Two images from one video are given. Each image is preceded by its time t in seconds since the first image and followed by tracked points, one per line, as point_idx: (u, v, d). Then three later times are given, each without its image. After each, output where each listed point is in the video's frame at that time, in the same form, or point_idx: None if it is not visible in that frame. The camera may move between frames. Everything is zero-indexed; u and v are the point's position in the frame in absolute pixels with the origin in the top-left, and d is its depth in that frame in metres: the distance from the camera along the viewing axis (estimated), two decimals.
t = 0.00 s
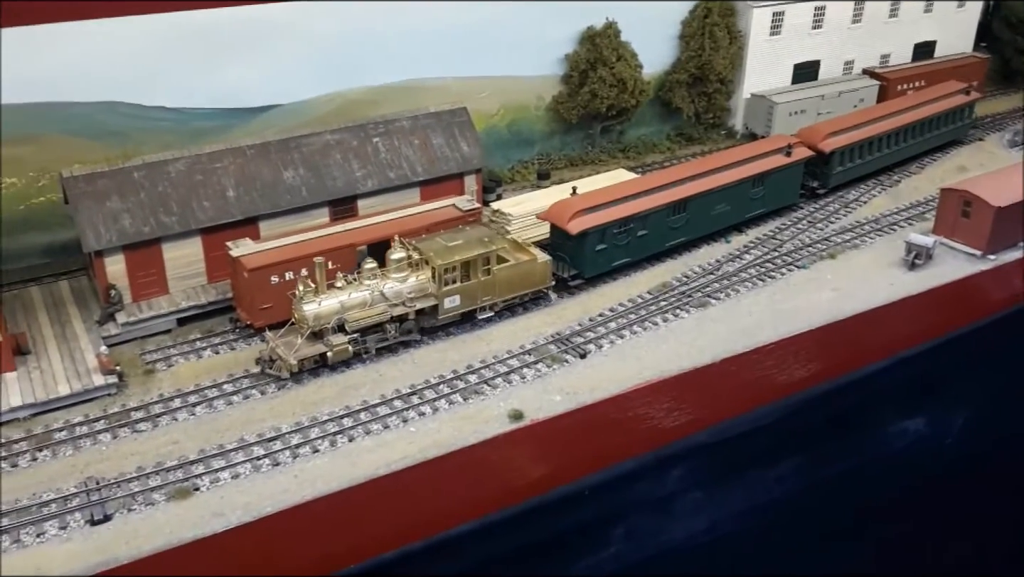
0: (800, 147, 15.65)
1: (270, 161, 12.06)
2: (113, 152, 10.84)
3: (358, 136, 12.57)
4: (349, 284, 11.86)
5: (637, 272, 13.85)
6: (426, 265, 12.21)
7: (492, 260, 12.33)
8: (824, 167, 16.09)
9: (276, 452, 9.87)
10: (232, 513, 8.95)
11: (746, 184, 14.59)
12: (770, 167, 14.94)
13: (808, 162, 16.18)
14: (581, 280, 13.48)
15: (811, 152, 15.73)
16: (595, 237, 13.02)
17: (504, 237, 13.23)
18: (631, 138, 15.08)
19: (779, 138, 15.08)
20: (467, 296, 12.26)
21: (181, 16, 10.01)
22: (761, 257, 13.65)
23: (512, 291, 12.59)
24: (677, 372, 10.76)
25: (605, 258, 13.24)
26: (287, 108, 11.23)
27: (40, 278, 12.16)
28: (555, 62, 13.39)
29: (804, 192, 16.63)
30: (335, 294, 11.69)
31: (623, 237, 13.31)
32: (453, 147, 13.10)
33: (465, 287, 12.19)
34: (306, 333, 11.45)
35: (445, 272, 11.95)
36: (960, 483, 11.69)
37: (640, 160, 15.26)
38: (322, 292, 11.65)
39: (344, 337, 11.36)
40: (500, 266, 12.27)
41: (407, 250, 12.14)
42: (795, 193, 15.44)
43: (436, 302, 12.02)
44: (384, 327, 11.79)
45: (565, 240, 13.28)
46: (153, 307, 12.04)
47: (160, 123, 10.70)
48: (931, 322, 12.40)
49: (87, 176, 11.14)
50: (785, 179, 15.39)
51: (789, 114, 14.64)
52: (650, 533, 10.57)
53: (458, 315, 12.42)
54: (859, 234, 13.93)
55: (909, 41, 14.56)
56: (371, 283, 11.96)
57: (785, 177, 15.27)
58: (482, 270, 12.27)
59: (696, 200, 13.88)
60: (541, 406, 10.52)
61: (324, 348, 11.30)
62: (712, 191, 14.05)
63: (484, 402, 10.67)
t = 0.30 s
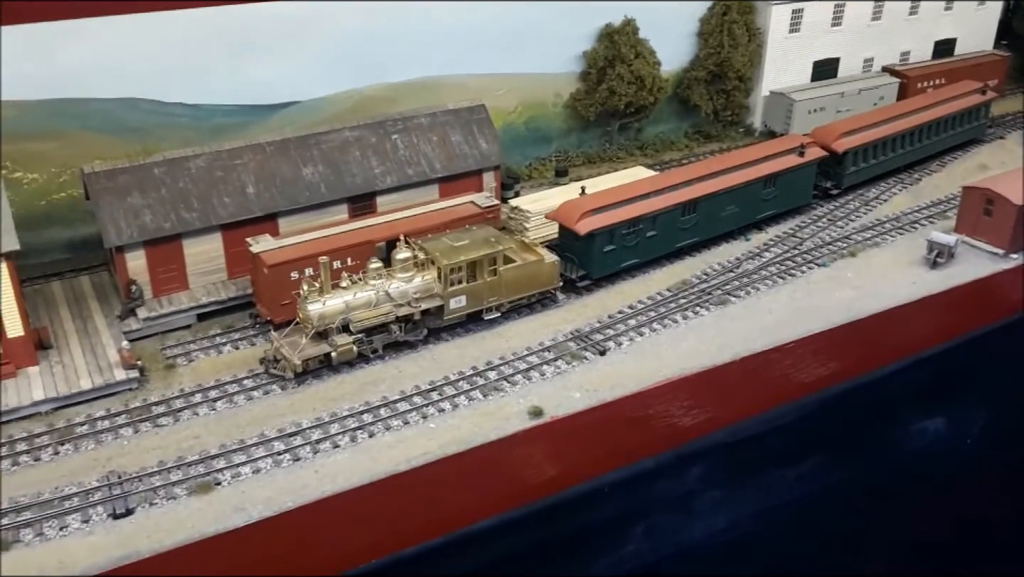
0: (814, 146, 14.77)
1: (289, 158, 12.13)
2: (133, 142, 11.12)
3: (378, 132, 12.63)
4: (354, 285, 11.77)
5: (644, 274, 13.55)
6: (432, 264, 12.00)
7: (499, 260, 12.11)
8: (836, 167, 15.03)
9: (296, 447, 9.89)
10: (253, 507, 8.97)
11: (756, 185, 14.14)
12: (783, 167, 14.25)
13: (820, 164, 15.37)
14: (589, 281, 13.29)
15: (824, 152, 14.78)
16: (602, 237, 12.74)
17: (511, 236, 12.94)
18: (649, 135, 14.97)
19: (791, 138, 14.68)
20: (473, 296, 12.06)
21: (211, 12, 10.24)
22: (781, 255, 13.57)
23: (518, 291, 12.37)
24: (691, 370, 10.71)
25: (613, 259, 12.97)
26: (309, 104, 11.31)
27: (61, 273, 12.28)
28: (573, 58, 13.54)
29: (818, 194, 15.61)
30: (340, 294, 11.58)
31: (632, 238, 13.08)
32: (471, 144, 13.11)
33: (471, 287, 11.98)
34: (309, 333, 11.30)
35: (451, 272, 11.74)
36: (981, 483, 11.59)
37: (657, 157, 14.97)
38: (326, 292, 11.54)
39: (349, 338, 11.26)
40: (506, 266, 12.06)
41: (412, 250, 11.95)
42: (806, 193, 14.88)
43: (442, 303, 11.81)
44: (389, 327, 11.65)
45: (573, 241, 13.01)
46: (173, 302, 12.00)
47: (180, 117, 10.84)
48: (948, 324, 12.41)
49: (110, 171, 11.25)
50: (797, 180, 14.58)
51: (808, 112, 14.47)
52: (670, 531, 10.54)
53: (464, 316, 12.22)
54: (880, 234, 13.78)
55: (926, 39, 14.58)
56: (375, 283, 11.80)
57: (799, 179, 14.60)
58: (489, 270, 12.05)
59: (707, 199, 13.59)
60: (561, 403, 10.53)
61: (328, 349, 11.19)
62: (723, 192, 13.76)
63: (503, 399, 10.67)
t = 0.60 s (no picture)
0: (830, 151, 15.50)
1: (312, 159, 12.02)
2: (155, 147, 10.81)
3: (401, 133, 12.34)
4: (362, 290, 11.86)
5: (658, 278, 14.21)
6: (441, 269, 12.21)
7: (508, 265, 12.34)
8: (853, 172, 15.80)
9: (320, 447, 9.95)
10: (277, 507, 9.00)
11: (771, 189, 14.95)
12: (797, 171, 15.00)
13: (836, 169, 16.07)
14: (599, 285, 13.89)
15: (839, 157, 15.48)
16: (614, 243, 13.47)
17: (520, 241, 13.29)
18: (670, 136, 14.05)
19: (808, 146, 15.35)
20: (483, 302, 12.26)
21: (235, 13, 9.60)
22: (805, 258, 13.50)
23: (527, 297, 12.56)
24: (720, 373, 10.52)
25: (624, 265, 13.69)
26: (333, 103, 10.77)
27: (86, 271, 12.21)
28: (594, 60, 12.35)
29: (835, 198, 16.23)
30: (348, 299, 11.75)
31: (643, 244, 13.86)
32: (493, 145, 12.92)
33: (481, 292, 12.19)
34: (317, 337, 11.43)
35: (460, 277, 11.95)
36: (999, 489, 11.64)
37: (680, 160, 14.51)
38: (335, 296, 11.68)
39: (356, 343, 11.34)
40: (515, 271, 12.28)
41: (422, 255, 12.11)
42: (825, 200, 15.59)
43: (451, 307, 12.05)
44: (397, 332, 11.83)
45: (586, 245, 13.65)
46: (197, 302, 12.26)
47: (203, 120, 10.39)
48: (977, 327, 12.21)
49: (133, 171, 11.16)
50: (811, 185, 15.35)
51: (831, 114, 14.22)
52: (689, 537, 10.59)
53: (474, 321, 12.42)
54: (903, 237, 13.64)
55: (953, 41, 14.30)
56: (384, 287, 11.99)
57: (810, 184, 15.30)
58: (498, 275, 12.28)
59: (720, 206, 14.11)
60: (584, 405, 10.46)
61: (336, 354, 11.25)
62: (735, 197, 14.48)
63: (526, 400, 10.66)
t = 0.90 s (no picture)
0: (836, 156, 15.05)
1: (326, 160, 12.05)
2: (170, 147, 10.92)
3: (414, 135, 12.33)
4: (363, 294, 11.84)
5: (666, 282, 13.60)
6: (443, 274, 12.12)
7: (511, 270, 12.25)
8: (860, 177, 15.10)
9: (332, 448, 9.96)
10: (290, 508, 9.05)
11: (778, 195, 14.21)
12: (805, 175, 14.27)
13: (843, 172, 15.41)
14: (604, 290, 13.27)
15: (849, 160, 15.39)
16: (618, 247, 12.83)
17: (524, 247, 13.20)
18: (683, 139, 14.77)
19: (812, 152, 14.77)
20: (485, 307, 12.17)
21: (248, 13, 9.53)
22: (817, 261, 13.46)
23: (530, 301, 12.44)
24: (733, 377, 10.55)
25: (628, 270, 13.01)
26: (346, 105, 10.82)
27: (100, 273, 12.33)
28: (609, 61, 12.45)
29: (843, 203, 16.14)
30: (349, 303, 11.70)
31: (647, 248, 13.13)
32: (506, 147, 12.93)
33: (482, 297, 12.09)
34: (318, 342, 11.36)
35: (462, 281, 11.87)
36: (1010, 493, 11.56)
37: (691, 161, 14.88)
38: (335, 301, 11.65)
39: (359, 347, 11.33)
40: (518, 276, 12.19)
41: (424, 259, 12.04)
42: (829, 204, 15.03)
43: (453, 312, 11.93)
44: (398, 337, 11.75)
45: (588, 250, 13.12)
46: (211, 304, 12.35)
47: (217, 121, 10.43)
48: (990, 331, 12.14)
49: (149, 172, 11.36)
50: (820, 190, 14.68)
51: (843, 116, 14.08)
52: (701, 539, 10.49)
53: (476, 326, 12.30)
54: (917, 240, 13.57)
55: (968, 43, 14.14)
56: (386, 292, 11.84)
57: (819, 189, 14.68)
58: (500, 280, 12.18)
59: (726, 210, 13.61)
60: (595, 407, 10.45)
61: (338, 358, 11.22)
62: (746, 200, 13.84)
63: (537, 402, 10.66)
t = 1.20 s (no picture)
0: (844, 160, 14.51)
1: (339, 161, 12.15)
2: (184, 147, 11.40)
3: (426, 136, 12.52)
4: (362, 298, 11.59)
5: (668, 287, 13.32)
6: (443, 278, 11.84)
7: (512, 274, 11.93)
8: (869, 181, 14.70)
9: (346, 448, 9.98)
10: (304, 507, 9.06)
11: (783, 198, 13.78)
12: (811, 180, 13.87)
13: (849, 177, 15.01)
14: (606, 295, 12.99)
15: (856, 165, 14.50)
16: (621, 251, 12.52)
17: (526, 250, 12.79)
18: (694, 139, 14.48)
19: (819, 154, 14.34)
20: (485, 311, 11.91)
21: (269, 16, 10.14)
22: (831, 263, 13.41)
23: (531, 306, 12.19)
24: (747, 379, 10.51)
25: (632, 275, 12.72)
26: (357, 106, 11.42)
27: (114, 272, 12.61)
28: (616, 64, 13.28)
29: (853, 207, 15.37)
30: (348, 308, 11.47)
31: (652, 252, 12.81)
32: (518, 147, 13.02)
33: (483, 301, 11.82)
34: (317, 345, 11.23)
35: (462, 286, 11.60)
36: None
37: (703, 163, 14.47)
38: (334, 305, 11.45)
39: (357, 351, 11.15)
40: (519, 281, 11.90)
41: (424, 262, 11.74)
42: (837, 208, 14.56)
43: (453, 317, 11.69)
44: (397, 342, 11.51)
45: (589, 254, 12.81)
46: (225, 302, 12.35)
47: (232, 121, 10.98)
48: (1002, 335, 12.17)
49: (161, 171, 11.39)
50: (826, 195, 14.25)
51: (858, 117, 13.79)
52: (714, 541, 10.42)
53: (475, 330, 12.07)
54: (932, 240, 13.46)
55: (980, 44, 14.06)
56: (385, 296, 11.70)
57: (825, 192, 14.19)
58: (501, 285, 11.89)
59: (729, 213, 13.21)
60: (608, 409, 10.44)
61: (336, 362, 11.08)
62: (750, 205, 13.44)
63: (550, 404, 10.66)
